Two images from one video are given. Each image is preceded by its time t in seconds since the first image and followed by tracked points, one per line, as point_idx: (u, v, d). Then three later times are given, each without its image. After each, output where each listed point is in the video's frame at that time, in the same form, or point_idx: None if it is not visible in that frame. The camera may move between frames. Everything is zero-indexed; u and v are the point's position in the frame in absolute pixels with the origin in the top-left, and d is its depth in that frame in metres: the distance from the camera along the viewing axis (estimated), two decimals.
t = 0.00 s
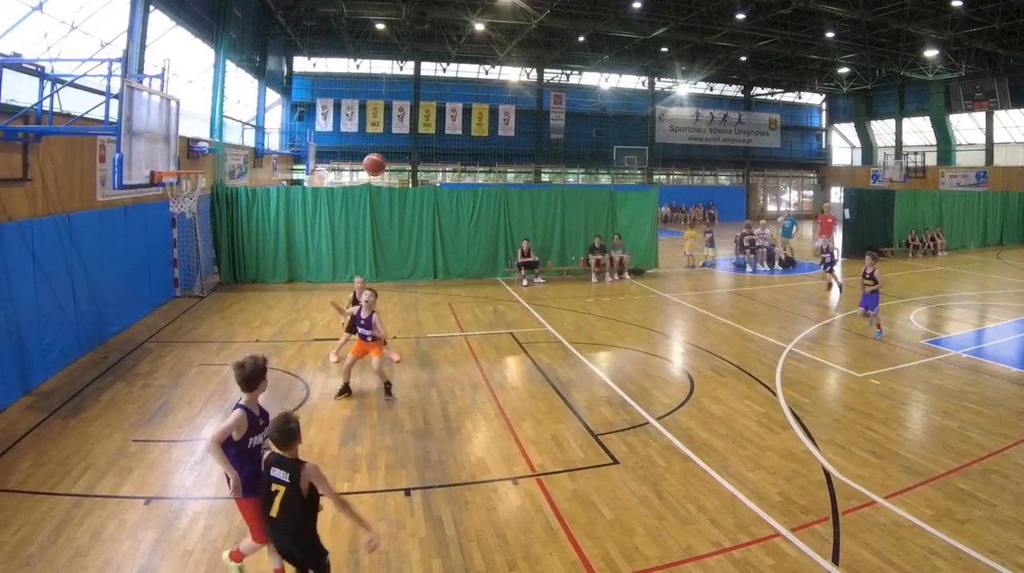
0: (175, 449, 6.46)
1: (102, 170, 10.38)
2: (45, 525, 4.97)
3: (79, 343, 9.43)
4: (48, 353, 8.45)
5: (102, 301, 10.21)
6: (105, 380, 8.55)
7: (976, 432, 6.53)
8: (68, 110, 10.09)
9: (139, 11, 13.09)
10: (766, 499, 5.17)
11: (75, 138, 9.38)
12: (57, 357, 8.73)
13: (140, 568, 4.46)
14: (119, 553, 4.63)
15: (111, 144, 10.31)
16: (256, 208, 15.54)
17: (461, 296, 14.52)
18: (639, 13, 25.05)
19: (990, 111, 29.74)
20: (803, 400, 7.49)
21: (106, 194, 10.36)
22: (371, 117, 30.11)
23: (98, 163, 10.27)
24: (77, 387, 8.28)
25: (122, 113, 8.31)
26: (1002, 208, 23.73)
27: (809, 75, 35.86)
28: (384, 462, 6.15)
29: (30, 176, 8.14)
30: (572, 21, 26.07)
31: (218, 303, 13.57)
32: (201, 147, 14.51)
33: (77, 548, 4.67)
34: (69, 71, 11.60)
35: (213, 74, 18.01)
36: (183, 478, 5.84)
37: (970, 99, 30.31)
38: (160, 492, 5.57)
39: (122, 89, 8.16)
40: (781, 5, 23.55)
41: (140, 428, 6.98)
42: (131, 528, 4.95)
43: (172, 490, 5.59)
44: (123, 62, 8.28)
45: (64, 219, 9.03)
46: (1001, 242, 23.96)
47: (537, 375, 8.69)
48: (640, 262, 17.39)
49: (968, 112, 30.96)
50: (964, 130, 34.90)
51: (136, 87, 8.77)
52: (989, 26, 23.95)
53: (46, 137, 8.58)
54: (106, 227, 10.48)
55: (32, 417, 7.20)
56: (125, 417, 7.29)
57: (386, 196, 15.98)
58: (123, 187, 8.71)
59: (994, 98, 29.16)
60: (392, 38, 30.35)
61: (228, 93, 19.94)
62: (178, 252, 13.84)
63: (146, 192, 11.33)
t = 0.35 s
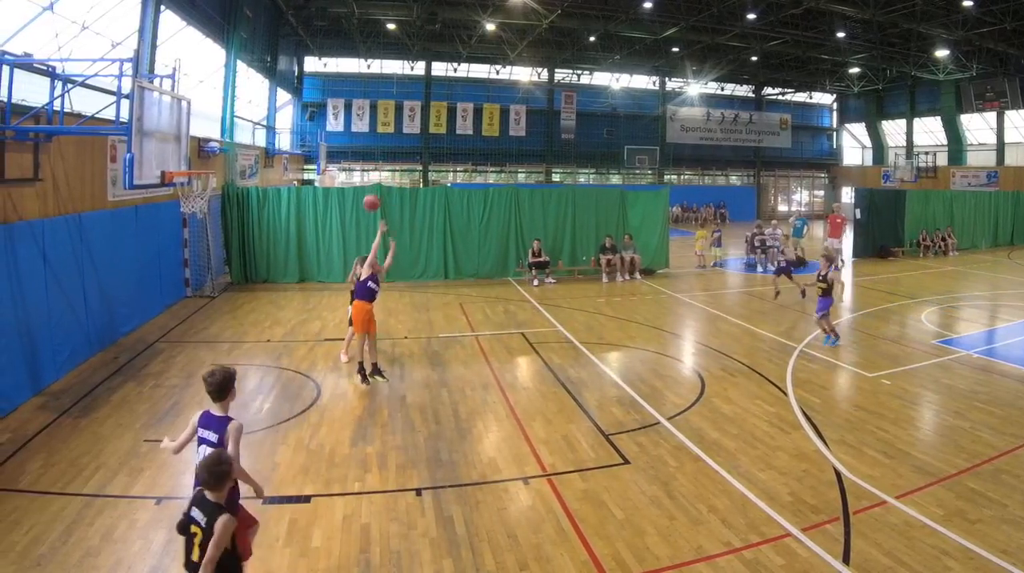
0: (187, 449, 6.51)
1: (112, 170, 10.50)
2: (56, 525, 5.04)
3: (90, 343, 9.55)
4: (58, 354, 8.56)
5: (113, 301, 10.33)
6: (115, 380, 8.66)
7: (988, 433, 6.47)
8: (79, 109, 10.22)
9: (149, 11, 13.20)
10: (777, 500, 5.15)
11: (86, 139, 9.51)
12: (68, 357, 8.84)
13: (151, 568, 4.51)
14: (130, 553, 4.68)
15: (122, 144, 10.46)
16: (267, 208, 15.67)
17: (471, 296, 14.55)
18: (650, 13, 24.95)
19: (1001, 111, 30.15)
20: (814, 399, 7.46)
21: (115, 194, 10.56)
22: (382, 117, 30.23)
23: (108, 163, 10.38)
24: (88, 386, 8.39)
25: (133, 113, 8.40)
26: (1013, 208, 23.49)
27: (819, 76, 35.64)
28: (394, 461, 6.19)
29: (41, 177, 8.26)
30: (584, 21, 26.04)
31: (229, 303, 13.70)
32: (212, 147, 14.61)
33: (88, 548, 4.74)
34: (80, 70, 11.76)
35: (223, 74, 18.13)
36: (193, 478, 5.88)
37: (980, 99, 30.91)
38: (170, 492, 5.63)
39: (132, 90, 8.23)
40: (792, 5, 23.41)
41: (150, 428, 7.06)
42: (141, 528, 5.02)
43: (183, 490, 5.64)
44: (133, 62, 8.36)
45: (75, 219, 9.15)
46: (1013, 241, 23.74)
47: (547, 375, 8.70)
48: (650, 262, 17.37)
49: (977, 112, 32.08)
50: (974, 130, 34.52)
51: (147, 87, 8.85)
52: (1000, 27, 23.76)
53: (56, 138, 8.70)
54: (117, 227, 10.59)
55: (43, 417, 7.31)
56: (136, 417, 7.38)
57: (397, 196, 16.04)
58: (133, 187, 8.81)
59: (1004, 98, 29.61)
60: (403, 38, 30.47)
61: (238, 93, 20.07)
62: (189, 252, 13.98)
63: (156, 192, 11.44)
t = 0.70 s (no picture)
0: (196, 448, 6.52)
1: (122, 170, 10.60)
2: (65, 525, 5.10)
3: (98, 344, 9.64)
4: (67, 353, 8.65)
5: (122, 301, 10.44)
6: (124, 380, 8.74)
7: (996, 433, 6.44)
8: (88, 109, 10.31)
9: (156, 11, 13.26)
10: (785, 500, 5.14)
11: (94, 139, 9.60)
12: (77, 357, 8.93)
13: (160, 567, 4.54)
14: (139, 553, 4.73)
15: (130, 144, 10.55)
16: (276, 208, 15.76)
17: (479, 295, 14.59)
18: (658, 13, 24.89)
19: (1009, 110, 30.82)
20: (821, 399, 7.43)
21: (124, 194, 10.66)
22: (390, 117, 30.26)
23: (117, 164, 10.47)
24: (97, 386, 8.48)
25: (141, 113, 8.47)
26: None
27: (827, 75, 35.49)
28: (402, 461, 6.22)
29: (49, 177, 8.36)
30: (591, 20, 26.03)
31: (237, 303, 13.79)
32: (219, 147, 14.68)
33: (97, 547, 4.79)
34: (89, 71, 11.86)
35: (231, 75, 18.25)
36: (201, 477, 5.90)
37: (988, 99, 31.60)
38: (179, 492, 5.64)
39: (140, 89, 8.29)
40: (800, 4, 23.32)
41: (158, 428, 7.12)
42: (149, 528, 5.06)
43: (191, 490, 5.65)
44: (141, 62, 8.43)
45: (83, 219, 9.25)
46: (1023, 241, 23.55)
47: (554, 375, 8.71)
48: (658, 262, 17.35)
49: (987, 112, 32.33)
50: (983, 129, 34.34)
51: (155, 87, 8.91)
52: (1009, 26, 23.59)
53: (64, 139, 8.77)
54: (125, 227, 10.69)
55: (52, 417, 7.39)
56: (146, 417, 7.45)
57: (405, 196, 16.09)
58: (142, 186, 8.90)
59: (1012, 98, 30.27)
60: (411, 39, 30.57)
61: (246, 93, 20.16)
62: (198, 252, 14.08)
63: (164, 192, 11.54)
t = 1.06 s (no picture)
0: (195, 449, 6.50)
1: (121, 170, 10.59)
2: (65, 525, 5.09)
3: (98, 344, 9.63)
4: (67, 353, 8.65)
5: (121, 301, 10.43)
6: (123, 380, 8.73)
7: (996, 433, 6.43)
8: (88, 109, 10.31)
9: (156, 11, 13.25)
10: (785, 500, 5.14)
11: (94, 139, 9.60)
12: (76, 357, 8.92)
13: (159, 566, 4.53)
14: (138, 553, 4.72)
15: (130, 144, 10.55)
16: (276, 208, 15.75)
17: (479, 296, 14.59)
18: (658, 13, 24.88)
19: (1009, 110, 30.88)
20: (821, 399, 7.43)
21: (124, 194, 10.65)
22: (390, 117, 30.23)
23: (117, 163, 10.47)
24: (97, 386, 8.48)
25: (141, 113, 8.46)
26: None
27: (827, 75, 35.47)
28: (402, 462, 6.22)
29: (49, 177, 8.36)
30: (591, 20, 26.04)
31: (237, 303, 13.78)
32: (219, 147, 14.67)
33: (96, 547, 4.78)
34: (88, 71, 11.85)
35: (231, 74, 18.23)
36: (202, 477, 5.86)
37: (988, 99, 31.69)
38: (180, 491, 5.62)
39: (140, 89, 8.29)
40: (800, 4, 23.32)
41: (158, 428, 7.10)
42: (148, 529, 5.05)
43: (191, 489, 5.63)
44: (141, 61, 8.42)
45: (83, 219, 9.24)
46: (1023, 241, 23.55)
47: (555, 376, 8.70)
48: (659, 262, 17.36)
49: (987, 112, 32.42)
50: (983, 129, 34.34)
51: (155, 87, 8.91)
52: (1009, 26, 23.60)
53: (64, 138, 8.77)
54: (125, 227, 10.69)
55: (52, 417, 7.39)
56: (146, 417, 7.44)
57: (405, 196, 16.09)
58: (142, 186, 8.89)
59: (1011, 98, 30.35)
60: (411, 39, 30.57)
61: (246, 93, 20.15)
62: (198, 251, 14.08)
63: (164, 192, 11.53)
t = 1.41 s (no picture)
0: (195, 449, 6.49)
1: (122, 170, 10.59)
2: (65, 525, 5.09)
3: (98, 344, 9.63)
4: (67, 353, 8.65)
5: (121, 301, 10.43)
6: (124, 380, 8.73)
7: (996, 433, 6.43)
8: (88, 109, 10.31)
9: (156, 11, 13.26)
10: (785, 500, 5.15)
11: (94, 139, 9.59)
12: (76, 357, 8.92)
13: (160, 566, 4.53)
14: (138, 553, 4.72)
15: (130, 144, 10.55)
16: (276, 208, 15.75)
17: (479, 295, 14.59)
18: (657, 13, 24.87)
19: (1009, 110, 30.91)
20: (822, 399, 7.43)
21: (124, 194, 10.65)
22: (390, 117, 30.22)
23: (117, 163, 10.46)
24: (97, 386, 8.48)
25: (141, 113, 8.46)
26: None
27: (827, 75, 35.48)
28: (402, 462, 6.21)
29: (49, 177, 8.36)
30: (591, 20, 26.04)
31: (237, 303, 13.78)
32: (218, 147, 14.66)
33: (97, 547, 4.78)
34: (88, 71, 11.85)
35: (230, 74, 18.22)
36: (202, 477, 5.85)
37: (988, 99, 31.72)
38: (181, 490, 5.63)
39: (141, 89, 8.29)
40: (801, 4, 23.31)
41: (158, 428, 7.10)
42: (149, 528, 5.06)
43: (192, 489, 5.62)
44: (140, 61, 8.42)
45: (83, 219, 9.24)
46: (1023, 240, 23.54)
47: (555, 376, 8.69)
48: (658, 262, 17.36)
49: (986, 112, 32.44)
50: (983, 129, 34.33)
51: (154, 87, 8.91)
52: (1009, 26, 23.59)
53: (64, 138, 8.76)
54: (125, 227, 10.68)
55: (52, 417, 7.39)
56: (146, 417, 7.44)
57: (405, 196, 16.09)
58: (142, 186, 8.89)
59: (1011, 98, 30.38)
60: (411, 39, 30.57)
61: (246, 93, 20.14)
62: (198, 252, 14.09)
63: (163, 192, 11.52)
